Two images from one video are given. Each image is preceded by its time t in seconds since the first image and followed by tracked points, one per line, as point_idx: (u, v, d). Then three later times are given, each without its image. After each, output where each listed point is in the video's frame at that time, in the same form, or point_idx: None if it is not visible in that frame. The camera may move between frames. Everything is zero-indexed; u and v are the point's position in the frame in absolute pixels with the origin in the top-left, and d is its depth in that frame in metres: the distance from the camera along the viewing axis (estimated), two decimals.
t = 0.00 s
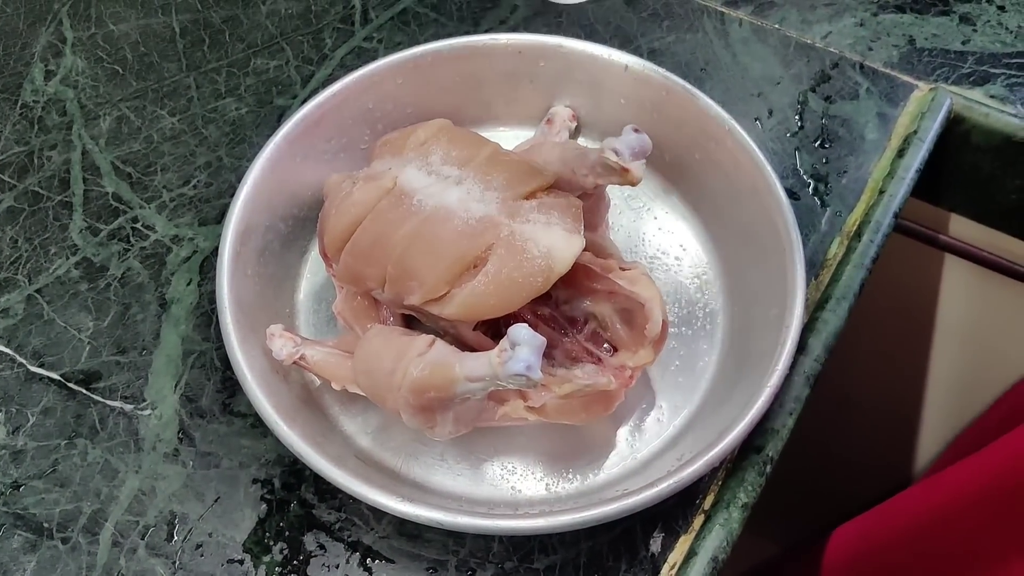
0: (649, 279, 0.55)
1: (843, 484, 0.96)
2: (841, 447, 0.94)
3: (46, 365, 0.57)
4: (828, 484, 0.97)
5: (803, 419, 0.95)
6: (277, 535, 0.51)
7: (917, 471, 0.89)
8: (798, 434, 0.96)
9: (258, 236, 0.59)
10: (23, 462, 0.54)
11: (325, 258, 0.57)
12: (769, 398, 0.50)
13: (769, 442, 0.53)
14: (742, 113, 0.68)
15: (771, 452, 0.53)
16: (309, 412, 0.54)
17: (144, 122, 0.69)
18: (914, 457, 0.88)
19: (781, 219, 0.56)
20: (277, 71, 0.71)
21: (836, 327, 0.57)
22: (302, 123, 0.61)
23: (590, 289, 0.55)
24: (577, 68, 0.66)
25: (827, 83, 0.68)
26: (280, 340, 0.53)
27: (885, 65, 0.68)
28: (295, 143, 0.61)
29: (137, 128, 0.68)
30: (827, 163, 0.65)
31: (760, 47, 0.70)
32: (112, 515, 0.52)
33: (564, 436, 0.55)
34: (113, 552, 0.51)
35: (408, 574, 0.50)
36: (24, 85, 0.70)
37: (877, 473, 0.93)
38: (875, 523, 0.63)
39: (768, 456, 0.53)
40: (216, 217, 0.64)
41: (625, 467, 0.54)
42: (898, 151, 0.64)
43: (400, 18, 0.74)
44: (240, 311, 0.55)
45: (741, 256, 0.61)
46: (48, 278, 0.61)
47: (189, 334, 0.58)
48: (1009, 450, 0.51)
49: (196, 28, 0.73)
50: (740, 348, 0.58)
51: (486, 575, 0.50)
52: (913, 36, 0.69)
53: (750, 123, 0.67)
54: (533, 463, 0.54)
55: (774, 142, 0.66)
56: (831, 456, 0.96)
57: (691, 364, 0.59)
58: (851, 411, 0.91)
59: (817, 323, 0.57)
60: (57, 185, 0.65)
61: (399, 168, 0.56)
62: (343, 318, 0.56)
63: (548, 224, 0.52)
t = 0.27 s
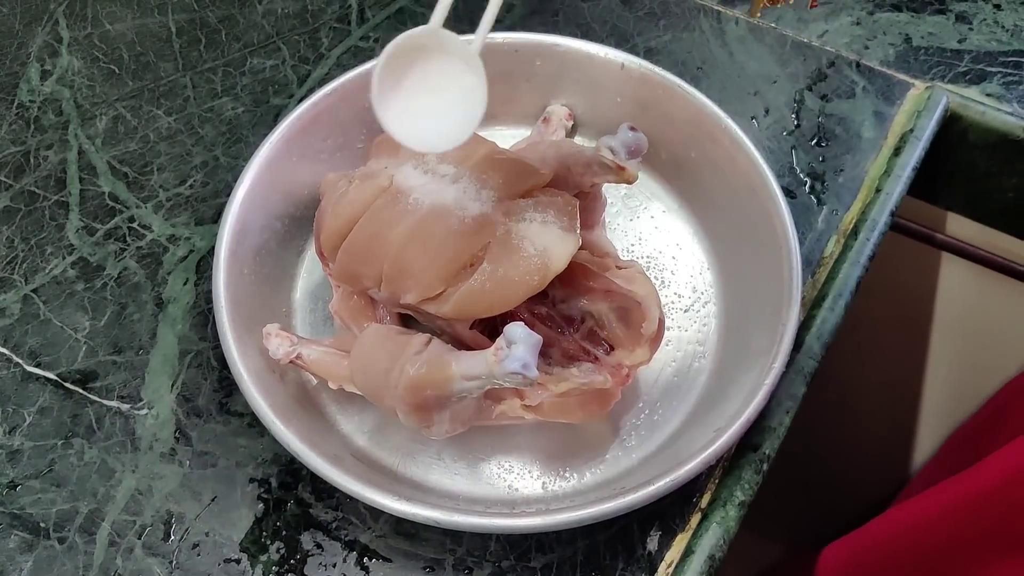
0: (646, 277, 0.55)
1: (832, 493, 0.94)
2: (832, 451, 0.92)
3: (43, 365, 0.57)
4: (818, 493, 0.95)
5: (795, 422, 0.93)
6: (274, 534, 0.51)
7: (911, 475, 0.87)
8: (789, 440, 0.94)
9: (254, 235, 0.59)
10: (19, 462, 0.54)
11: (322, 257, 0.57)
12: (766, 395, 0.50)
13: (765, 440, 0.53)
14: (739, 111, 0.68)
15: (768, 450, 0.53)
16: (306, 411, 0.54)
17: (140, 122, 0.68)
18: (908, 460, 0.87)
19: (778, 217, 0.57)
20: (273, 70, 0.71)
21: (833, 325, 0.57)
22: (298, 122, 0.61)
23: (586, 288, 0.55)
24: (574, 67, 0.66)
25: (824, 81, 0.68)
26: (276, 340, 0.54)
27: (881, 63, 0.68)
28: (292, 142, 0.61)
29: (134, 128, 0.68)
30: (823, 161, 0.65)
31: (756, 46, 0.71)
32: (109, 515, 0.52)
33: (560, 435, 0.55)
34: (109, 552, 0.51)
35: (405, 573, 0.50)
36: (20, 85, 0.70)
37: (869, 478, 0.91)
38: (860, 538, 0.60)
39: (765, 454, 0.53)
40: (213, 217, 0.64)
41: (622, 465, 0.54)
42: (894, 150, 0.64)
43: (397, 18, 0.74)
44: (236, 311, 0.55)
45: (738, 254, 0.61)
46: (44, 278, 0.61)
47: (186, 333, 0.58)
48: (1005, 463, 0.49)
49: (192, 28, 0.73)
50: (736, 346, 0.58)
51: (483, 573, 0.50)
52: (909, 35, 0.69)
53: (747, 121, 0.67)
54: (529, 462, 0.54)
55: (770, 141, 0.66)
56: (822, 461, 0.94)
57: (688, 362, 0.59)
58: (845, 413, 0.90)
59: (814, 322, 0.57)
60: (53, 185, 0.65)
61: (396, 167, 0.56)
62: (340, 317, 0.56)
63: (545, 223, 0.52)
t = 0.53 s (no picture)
0: (645, 277, 0.55)
1: (833, 494, 0.94)
2: (832, 453, 0.92)
3: (42, 366, 0.57)
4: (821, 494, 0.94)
5: (795, 421, 0.93)
6: (274, 535, 0.51)
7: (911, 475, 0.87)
8: (789, 441, 0.94)
9: (253, 235, 0.59)
10: (19, 462, 0.54)
11: (321, 258, 0.57)
12: (766, 395, 0.50)
13: (765, 440, 0.53)
14: (738, 111, 0.68)
15: (767, 450, 0.53)
16: (306, 412, 0.54)
17: (140, 122, 0.69)
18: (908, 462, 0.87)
19: (777, 217, 0.57)
20: (272, 71, 0.71)
21: (832, 325, 0.57)
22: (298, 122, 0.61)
23: (585, 288, 0.55)
24: (573, 67, 0.66)
25: (822, 81, 0.68)
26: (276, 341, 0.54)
27: (880, 63, 0.68)
28: (291, 142, 0.61)
29: (133, 129, 0.68)
30: (822, 161, 0.65)
31: (755, 45, 0.71)
32: (108, 515, 0.52)
33: (560, 435, 0.55)
34: (109, 552, 0.51)
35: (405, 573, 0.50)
36: (19, 85, 0.70)
37: (869, 479, 0.91)
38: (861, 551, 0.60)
39: (764, 454, 0.53)
40: (212, 217, 0.64)
41: (621, 465, 0.54)
42: (892, 149, 0.64)
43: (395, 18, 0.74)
44: (235, 311, 0.55)
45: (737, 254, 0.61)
46: (43, 279, 0.61)
47: (186, 334, 0.58)
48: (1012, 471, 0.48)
49: (191, 28, 0.73)
50: (735, 346, 0.58)
51: (483, 573, 0.50)
52: (908, 34, 0.69)
53: (746, 121, 0.67)
54: (528, 462, 0.54)
55: (769, 140, 0.66)
56: (823, 465, 0.93)
57: (687, 362, 0.59)
58: (844, 414, 0.90)
59: (813, 322, 0.57)
60: (53, 185, 0.65)
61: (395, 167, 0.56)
62: (340, 318, 0.56)
63: (544, 223, 0.52)
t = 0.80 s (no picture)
0: (644, 278, 0.55)
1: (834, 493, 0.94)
2: (831, 451, 0.92)
3: (42, 366, 0.57)
4: (820, 492, 0.95)
5: (795, 421, 0.93)
6: (274, 535, 0.51)
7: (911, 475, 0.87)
8: (789, 439, 0.94)
9: (253, 235, 0.59)
10: (19, 462, 0.54)
11: (321, 259, 0.57)
12: (766, 395, 0.50)
13: (764, 440, 0.53)
14: (738, 111, 0.68)
15: (767, 450, 0.53)
16: (306, 412, 0.54)
17: (140, 123, 0.69)
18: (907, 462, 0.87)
19: (777, 217, 0.57)
20: (272, 71, 0.71)
21: (832, 325, 0.57)
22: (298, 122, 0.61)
23: (585, 288, 0.55)
24: (572, 67, 0.66)
25: (822, 80, 0.68)
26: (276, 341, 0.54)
27: (880, 63, 0.68)
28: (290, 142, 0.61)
29: (133, 129, 0.68)
30: (821, 160, 0.65)
31: (754, 45, 0.71)
32: (108, 515, 0.52)
33: (559, 435, 0.55)
34: (109, 552, 0.51)
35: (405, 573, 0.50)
36: (19, 86, 0.70)
37: (870, 479, 0.91)
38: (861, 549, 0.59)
39: (764, 453, 0.53)
40: (212, 218, 0.64)
41: (621, 465, 0.54)
42: (892, 149, 0.64)
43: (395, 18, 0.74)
44: (235, 310, 0.55)
45: (737, 254, 0.61)
46: (43, 279, 0.61)
47: (186, 334, 0.58)
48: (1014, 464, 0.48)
49: (191, 29, 0.73)
50: (735, 346, 0.58)
51: (483, 573, 0.50)
52: (907, 34, 0.69)
53: (745, 121, 0.67)
54: (528, 462, 0.54)
55: (769, 140, 0.66)
56: (821, 463, 0.94)
57: (687, 362, 0.59)
58: (844, 413, 0.90)
59: (813, 321, 0.57)
60: (53, 186, 0.65)
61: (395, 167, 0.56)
62: (339, 317, 0.56)
63: (544, 223, 0.52)
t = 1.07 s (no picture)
0: (645, 277, 0.54)
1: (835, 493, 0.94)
2: (833, 451, 0.93)
3: (44, 367, 0.57)
4: (822, 490, 0.95)
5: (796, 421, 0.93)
6: (275, 536, 0.51)
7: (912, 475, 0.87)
8: (790, 437, 0.94)
9: (254, 236, 0.59)
10: (21, 463, 0.54)
11: (322, 260, 0.57)
12: (766, 396, 0.50)
13: (765, 440, 0.53)
14: (738, 111, 0.68)
15: (767, 450, 0.53)
16: (307, 414, 0.54)
17: (141, 124, 0.69)
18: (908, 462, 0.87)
19: (778, 218, 0.57)
20: (273, 72, 0.71)
21: (833, 325, 0.57)
22: (298, 124, 0.61)
23: (587, 289, 0.55)
24: (573, 68, 0.66)
25: (823, 81, 0.68)
26: (277, 343, 0.54)
27: (880, 64, 0.68)
28: (291, 144, 0.61)
29: (134, 130, 0.68)
30: (822, 161, 0.65)
31: (755, 46, 0.71)
32: (110, 516, 0.52)
33: (560, 435, 0.55)
34: (111, 553, 0.51)
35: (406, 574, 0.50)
36: (20, 87, 0.70)
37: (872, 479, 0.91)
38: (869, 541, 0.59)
39: (765, 454, 0.53)
40: (213, 218, 0.64)
41: (622, 466, 0.54)
42: (893, 149, 0.64)
43: (396, 19, 0.74)
44: (236, 311, 0.55)
45: (738, 254, 0.62)
46: (45, 280, 0.61)
47: (187, 335, 0.58)
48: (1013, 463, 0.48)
49: (192, 30, 0.73)
50: (736, 347, 0.58)
51: (484, 574, 0.50)
52: (908, 35, 0.69)
53: (746, 122, 0.68)
54: (529, 462, 0.54)
55: (770, 141, 0.66)
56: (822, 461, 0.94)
57: (688, 362, 0.59)
58: (845, 412, 0.90)
59: (814, 322, 0.57)
60: (54, 187, 0.65)
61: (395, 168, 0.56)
62: (340, 319, 0.56)
63: (545, 224, 0.52)
